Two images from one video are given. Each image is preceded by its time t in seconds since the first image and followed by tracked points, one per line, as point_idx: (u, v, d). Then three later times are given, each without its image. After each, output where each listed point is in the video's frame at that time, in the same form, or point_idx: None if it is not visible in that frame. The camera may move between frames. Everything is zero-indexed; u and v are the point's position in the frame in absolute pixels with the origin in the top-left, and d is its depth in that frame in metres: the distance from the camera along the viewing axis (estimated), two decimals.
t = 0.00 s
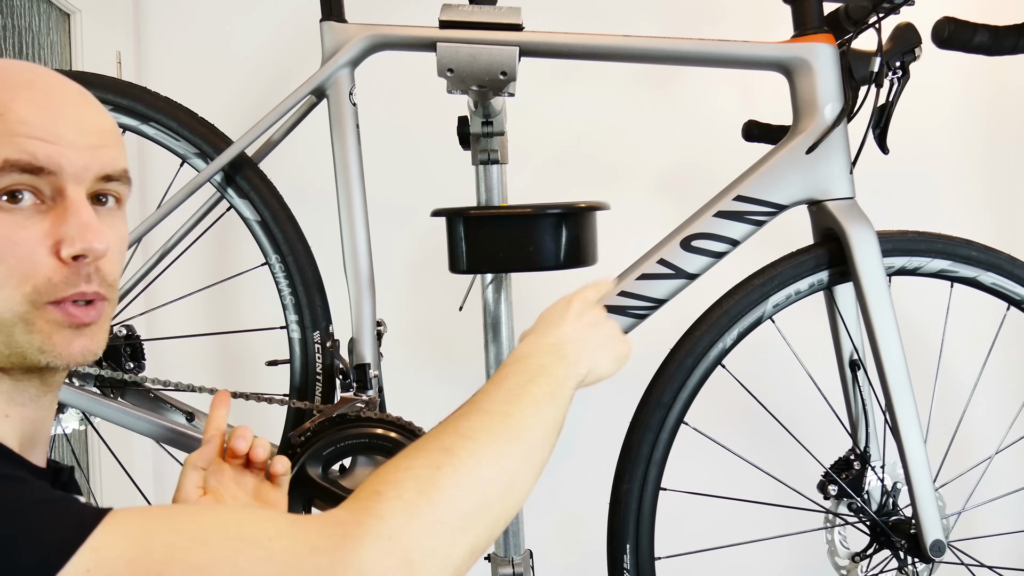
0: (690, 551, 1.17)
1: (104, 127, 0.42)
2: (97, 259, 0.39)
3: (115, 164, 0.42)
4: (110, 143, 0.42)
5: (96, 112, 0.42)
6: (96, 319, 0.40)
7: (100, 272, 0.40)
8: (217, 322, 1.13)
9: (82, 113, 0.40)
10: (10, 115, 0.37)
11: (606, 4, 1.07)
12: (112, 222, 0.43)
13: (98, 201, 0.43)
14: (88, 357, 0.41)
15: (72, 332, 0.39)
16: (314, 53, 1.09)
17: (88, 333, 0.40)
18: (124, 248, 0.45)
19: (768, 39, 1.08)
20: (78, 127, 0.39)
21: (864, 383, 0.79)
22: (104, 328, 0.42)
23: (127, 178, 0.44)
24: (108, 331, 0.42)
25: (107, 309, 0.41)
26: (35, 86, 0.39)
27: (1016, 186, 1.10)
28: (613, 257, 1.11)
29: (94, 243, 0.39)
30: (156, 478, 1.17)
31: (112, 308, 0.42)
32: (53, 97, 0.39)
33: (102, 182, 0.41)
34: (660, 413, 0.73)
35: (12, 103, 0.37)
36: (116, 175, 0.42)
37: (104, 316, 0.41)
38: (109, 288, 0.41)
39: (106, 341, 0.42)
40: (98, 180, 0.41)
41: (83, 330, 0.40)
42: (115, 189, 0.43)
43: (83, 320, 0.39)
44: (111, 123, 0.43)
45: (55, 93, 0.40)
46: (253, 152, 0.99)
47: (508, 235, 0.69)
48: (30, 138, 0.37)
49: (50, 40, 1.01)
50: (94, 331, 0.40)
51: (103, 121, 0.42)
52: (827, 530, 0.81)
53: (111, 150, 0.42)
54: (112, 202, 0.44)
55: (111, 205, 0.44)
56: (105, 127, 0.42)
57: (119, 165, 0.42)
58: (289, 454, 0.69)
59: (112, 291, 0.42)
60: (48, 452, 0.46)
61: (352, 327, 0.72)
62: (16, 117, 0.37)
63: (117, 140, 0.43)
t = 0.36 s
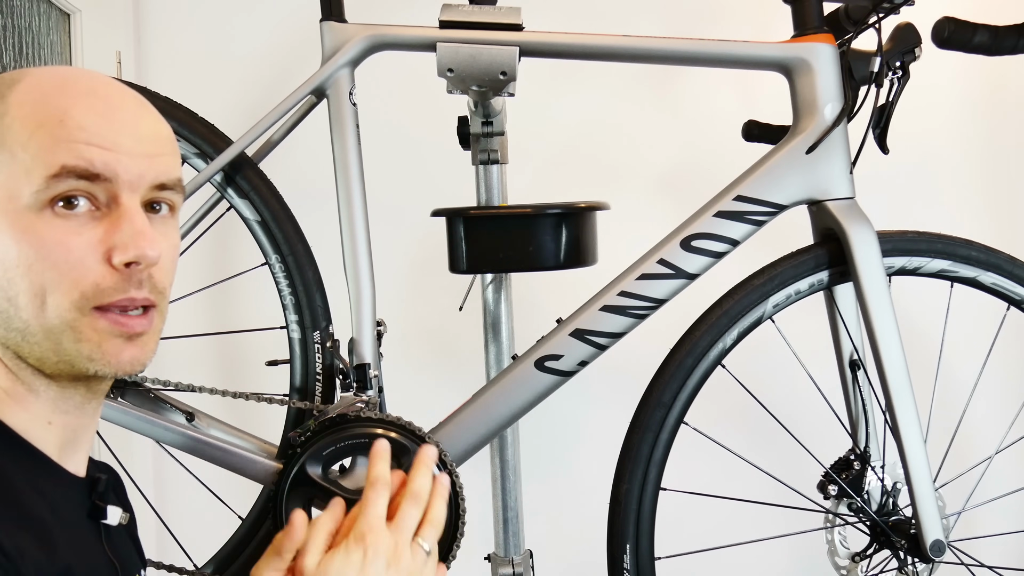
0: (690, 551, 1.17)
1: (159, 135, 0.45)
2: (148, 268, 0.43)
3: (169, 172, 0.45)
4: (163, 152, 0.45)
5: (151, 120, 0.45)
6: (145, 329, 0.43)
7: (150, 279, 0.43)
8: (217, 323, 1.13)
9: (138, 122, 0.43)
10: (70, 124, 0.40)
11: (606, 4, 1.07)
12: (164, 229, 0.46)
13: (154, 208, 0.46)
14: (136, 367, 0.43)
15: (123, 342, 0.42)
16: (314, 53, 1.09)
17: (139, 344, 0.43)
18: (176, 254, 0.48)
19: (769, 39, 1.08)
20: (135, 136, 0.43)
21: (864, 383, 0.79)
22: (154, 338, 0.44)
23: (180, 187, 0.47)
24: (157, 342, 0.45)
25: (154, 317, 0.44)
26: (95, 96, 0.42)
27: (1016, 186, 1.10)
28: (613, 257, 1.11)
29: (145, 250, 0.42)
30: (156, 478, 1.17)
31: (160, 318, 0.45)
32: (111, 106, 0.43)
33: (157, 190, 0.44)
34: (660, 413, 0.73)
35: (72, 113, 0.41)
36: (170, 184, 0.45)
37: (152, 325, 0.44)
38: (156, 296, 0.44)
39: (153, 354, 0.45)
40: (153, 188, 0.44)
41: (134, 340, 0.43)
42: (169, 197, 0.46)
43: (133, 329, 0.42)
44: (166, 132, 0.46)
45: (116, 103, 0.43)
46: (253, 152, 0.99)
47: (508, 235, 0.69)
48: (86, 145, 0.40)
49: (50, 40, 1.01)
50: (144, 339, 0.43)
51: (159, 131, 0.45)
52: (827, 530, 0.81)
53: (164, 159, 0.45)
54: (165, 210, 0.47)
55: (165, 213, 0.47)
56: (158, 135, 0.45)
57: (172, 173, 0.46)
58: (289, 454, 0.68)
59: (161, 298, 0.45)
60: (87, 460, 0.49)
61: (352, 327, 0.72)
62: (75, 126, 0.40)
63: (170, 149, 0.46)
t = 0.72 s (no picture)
0: (690, 551, 1.17)
1: (158, 140, 0.45)
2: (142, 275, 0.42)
3: (167, 177, 0.45)
4: (163, 157, 0.45)
5: (151, 125, 0.45)
6: (134, 347, 0.43)
7: (144, 285, 0.43)
8: (217, 322, 1.13)
9: (138, 127, 0.43)
10: (71, 128, 0.40)
11: (605, 4, 1.07)
12: (160, 233, 0.46)
13: (149, 213, 0.45)
14: (122, 381, 0.43)
15: (109, 356, 0.42)
16: (314, 53, 1.09)
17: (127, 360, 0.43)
18: (171, 257, 0.48)
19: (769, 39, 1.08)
20: (135, 141, 0.43)
21: (864, 384, 0.79)
22: (140, 355, 0.44)
23: (177, 192, 0.46)
24: (143, 359, 0.45)
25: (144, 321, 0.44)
26: (94, 100, 0.42)
27: (1016, 186, 1.10)
28: (613, 257, 1.11)
29: (142, 257, 0.42)
30: (156, 478, 1.17)
31: (149, 329, 0.45)
32: (112, 110, 0.42)
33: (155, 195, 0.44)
34: (660, 413, 0.73)
35: (72, 117, 0.41)
36: (167, 189, 0.45)
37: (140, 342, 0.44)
38: (149, 299, 0.44)
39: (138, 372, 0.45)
40: (150, 193, 0.44)
41: (121, 352, 0.42)
42: (165, 201, 0.46)
43: (120, 339, 0.42)
44: (166, 137, 0.46)
45: (117, 108, 0.43)
46: (253, 152, 0.99)
47: (508, 235, 0.69)
48: (85, 149, 0.40)
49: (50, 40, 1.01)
50: (130, 354, 0.43)
51: (158, 136, 0.45)
52: (827, 530, 0.81)
53: (163, 164, 0.45)
54: (161, 215, 0.46)
55: (160, 217, 0.46)
56: (158, 140, 0.45)
57: (171, 178, 0.45)
58: (289, 454, 0.69)
59: (153, 303, 0.45)
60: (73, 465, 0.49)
61: (352, 327, 0.72)
62: (74, 130, 0.40)
63: (170, 154, 0.46)
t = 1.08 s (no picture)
0: (690, 551, 1.17)
1: (169, 144, 0.44)
2: (151, 279, 0.41)
3: (177, 179, 0.43)
4: (174, 160, 0.44)
5: (161, 127, 0.44)
6: (143, 335, 0.42)
7: (152, 289, 0.42)
8: (217, 322, 1.13)
9: (147, 128, 0.42)
10: (81, 128, 0.40)
11: (605, 4, 1.07)
12: (167, 240, 0.44)
13: (155, 217, 0.43)
14: (132, 370, 0.42)
15: (118, 347, 0.41)
16: (314, 53, 1.09)
17: (135, 347, 0.42)
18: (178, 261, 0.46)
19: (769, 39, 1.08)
20: (145, 142, 0.42)
21: (864, 383, 0.79)
22: (151, 345, 0.43)
23: (187, 195, 0.45)
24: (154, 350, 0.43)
25: (155, 325, 0.43)
26: (105, 101, 0.42)
27: (1016, 186, 1.10)
28: (613, 257, 1.11)
29: (149, 260, 0.41)
30: (156, 478, 1.17)
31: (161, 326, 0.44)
32: (123, 111, 0.42)
33: (166, 197, 0.43)
34: (660, 413, 0.73)
35: (82, 116, 0.40)
36: (177, 191, 0.44)
37: (153, 330, 0.43)
38: (157, 305, 0.43)
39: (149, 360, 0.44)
40: (159, 195, 0.42)
41: (129, 346, 0.41)
42: (173, 204, 0.44)
43: (130, 336, 0.41)
44: (177, 140, 0.45)
45: (128, 109, 0.42)
46: (252, 152, 0.99)
47: (508, 235, 0.69)
48: (94, 149, 0.39)
49: (50, 40, 1.00)
50: (140, 346, 0.42)
51: (169, 138, 0.44)
52: (827, 530, 0.81)
53: (174, 166, 0.43)
54: (169, 219, 0.44)
55: (167, 221, 0.44)
56: (169, 142, 0.43)
57: (181, 181, 0.44)
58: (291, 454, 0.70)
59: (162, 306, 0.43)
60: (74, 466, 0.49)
61: (352, 327, 0.72)
62: (83, 128, 0.40)
63: (181, 157, 0.45)
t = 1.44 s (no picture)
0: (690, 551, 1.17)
1: (195, 156, 0.46)
2: (168, 291, 0.43)
3: (201, 193, 0.46)
4: (199, 172, 0.46)
5: (188, 138, 0.45)
6: (156, 353, 0.44)
7: (171, 299, 0.44)
8: (217, 322, 1.13)
9: (176, 140, 0.44)
10: (111, 137, 0.41)
11: (605, 4, 1.07)
12: (192, 247, 0.47)
13: (183, 226, 0.46)
14: (142, 384, 0.44)
15: (133, 361, 0.43)
16: (314, 53, 1.09)
17: (148, 363, 0.44)
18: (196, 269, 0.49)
19: (769, 39, 1.08)
20: (173, 155, 0.44)
21: (864, 383, 0.79)
22: (162, 358, 0.46)
23: (209, 208, 0.48)
24: (164, 362, 0.46)
25: (167, 339, 0.45)
26: (133, 109, 0.43)
27: (1016, 186, 1.10)
28: (613, 257, 1.11)
29: (173, 270, 0.43)
30: (156, 478, 1.17)
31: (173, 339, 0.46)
32: (151, 121, 0.43)
33: (189, 210, 0.46)
34: (660, 413, 0.73)
35: (112, 125, 0.42)
36: (200, 204, 0.46)
37: (165, 346, 0.45)
38: (174, 313, 0.45)
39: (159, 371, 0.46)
40: (184, 208, 0.45)
41: (144, 360, 0.44)
42: (197, 216, 0.47)
43: (145, 354, 0.43)
44: (205, 152, 0.47)
45: (157, 120, 0.44)
46: (253, 151, 0.99)
47: (507, 235, 0.69)
48: (123, 159, 0.41)
49: (50, 40, 1.01)
50: (152, 362, 0.44)
51: (195, 150, 0.46)
52: (827, 530, 0.81)
53: (199, 179, 0.46)
54: (193, 230, 0.48)
55: (191, 231, 0.47)
56: (195, 155, 0.46)
57: (204, 193, 0.46)
58: (289, 453, 0.70)
59: (177, 317, 0.46)
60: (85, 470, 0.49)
61: (352, 327, 0.72)
62: (113, 138, 0.41)
63: (207, 169, 0.47)
